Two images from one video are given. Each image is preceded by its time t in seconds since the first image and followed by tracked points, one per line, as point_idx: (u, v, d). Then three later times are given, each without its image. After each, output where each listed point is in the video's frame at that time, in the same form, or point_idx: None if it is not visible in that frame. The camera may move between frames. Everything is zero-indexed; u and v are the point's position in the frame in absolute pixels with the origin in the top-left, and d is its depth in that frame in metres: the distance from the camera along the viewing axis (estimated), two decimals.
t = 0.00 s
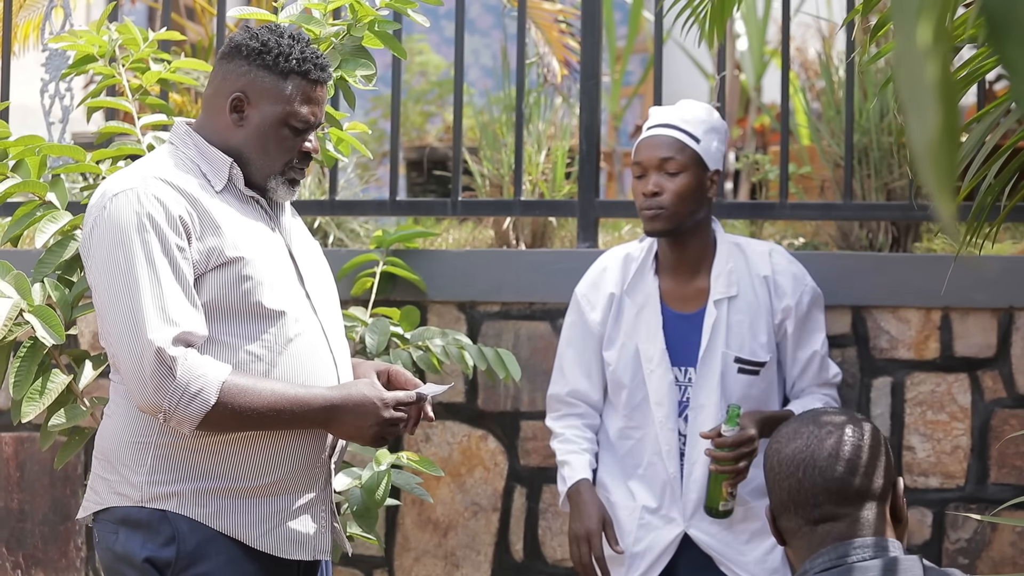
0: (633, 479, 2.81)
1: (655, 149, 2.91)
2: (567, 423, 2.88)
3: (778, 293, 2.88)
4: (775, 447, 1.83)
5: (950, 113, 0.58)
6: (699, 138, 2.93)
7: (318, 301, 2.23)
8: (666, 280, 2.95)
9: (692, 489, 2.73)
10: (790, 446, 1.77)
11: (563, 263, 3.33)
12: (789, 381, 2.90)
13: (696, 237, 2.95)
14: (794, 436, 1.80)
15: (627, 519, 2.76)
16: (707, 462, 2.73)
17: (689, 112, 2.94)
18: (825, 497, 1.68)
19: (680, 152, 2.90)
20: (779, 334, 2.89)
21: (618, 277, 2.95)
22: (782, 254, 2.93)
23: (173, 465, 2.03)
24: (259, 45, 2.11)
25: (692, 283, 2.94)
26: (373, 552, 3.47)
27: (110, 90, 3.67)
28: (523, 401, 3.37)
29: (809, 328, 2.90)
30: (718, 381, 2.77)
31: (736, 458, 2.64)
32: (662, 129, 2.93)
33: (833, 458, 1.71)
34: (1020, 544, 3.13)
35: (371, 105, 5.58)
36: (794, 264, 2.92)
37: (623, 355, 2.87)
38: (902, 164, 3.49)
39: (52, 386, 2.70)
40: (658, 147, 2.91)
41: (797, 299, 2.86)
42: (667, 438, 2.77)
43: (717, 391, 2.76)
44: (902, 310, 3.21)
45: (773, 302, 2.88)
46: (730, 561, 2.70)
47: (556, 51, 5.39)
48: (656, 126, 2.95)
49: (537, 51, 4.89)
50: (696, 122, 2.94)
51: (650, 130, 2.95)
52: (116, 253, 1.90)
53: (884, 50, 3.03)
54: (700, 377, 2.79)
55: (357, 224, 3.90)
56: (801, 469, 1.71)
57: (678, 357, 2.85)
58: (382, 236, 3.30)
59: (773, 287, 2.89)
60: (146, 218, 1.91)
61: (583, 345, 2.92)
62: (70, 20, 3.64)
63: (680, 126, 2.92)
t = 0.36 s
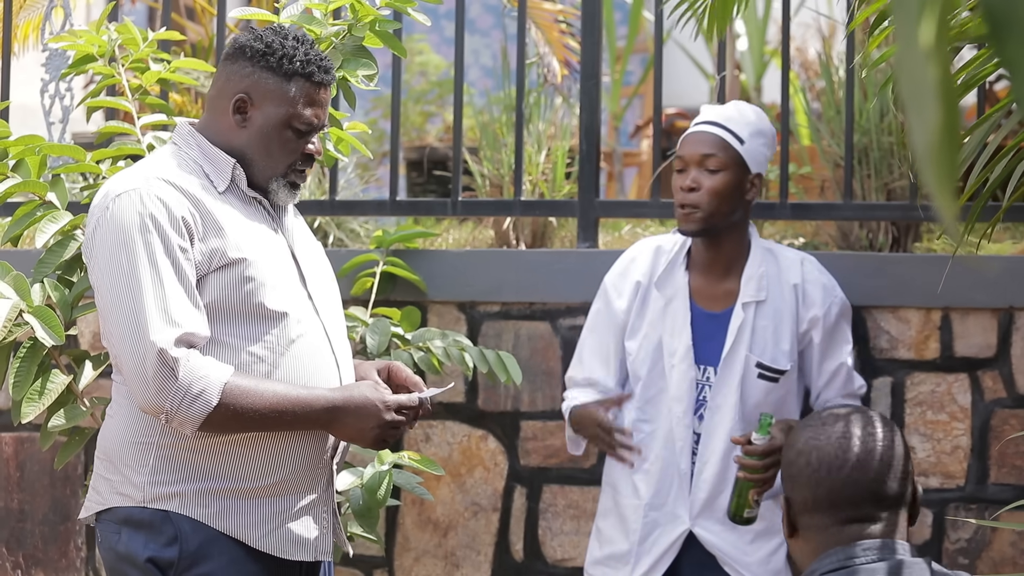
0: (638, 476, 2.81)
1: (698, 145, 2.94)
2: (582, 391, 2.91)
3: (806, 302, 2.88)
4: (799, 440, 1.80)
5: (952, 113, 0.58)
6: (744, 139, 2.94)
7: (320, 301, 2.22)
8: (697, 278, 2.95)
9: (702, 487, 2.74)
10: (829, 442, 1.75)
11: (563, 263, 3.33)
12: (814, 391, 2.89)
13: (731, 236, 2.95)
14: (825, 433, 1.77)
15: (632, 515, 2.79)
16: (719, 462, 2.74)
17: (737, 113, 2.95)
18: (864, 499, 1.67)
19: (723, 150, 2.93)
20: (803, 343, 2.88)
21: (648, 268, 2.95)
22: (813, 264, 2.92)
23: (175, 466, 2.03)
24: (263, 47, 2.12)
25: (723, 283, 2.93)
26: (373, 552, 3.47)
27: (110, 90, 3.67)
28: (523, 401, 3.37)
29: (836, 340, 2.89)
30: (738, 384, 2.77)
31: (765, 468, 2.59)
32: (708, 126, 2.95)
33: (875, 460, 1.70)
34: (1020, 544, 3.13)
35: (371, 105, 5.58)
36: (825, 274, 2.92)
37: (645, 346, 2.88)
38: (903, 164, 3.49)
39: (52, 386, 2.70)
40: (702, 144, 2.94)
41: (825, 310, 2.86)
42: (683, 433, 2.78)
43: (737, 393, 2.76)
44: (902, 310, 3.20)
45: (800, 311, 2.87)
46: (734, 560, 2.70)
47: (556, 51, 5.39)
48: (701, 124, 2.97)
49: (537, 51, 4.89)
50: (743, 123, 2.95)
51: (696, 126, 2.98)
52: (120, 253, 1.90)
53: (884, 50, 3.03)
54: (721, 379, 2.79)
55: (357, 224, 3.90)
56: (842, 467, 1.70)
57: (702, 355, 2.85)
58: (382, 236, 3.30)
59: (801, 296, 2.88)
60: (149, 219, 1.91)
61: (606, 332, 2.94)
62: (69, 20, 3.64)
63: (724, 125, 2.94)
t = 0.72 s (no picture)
0: (640, 476, 2.83)
1: (721, 146, 2.93)
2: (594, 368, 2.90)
3: (817, 309, 2.89)
4: (841, 433, 1.80)
5: (955, 116, 0.58)
6: (767, 144, 2.94)
7: (323, 301, 2.22)
8: (711, 279, 2.94)
9: (706, 489, 2.74)
10: (881, 443, 1.77)
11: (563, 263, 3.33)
12: (823, 397, 2.90)
13: (747, 238, 2.93)
14: (866, 432, 1.79)
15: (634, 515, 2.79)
16: (724, 463, 2.74)
17: (762, 117, 2.95)
18: (909, 506, 1.75)
19: (745, 153, 2.92)
20: (813, 348, 2.89)
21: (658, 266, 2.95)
22: (825, 271, 2.94)
23: (178, 466, 2.03)
24: (258, 43, 2.11)
25: (735, 287, 2.92)
26: (373, 552, 3.47)
27: (110, 90, 3.67)
28: (523, 401, 3.37)
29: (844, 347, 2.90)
30: (747, 389, 2.77)
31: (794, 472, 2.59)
32: (731, 129, 2.94)
33: (920, 469, 1.76)
34: (1020, 544, 3.13)
35: (371, 105, 5.58)
36: (835, 281, 2.93)
37: (654, 344, 2.88)
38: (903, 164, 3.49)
39: (52, 387, 2.70)
40: (724, 145, 2.92)
41: (836, 316, 2.88)
42: (689, 434, 2.78)
43: (745, 396, 2.77)
44: (902, 310, 3.20)
45: (810, 317, 2.88)
46: (736, 561, 2.70)
47: (556, 51, 5.39)
48: (724, 125, 2.96)
49: (538, 51, 4.89)
50: (767, 129, 2.95)
51: (718, 127, 2.97)
52: (123, 253, 1.90)
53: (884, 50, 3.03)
54: (730, 382, 2.80)
55: (357, 224, 3.90)
56: (899, 473, 1.74)
57: (712, 356, 2.86)
58: (382, 236, 3.30)
59: (812, 301, 2.89)
60: (152, 218, 1.91)
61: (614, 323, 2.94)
62: (69, 20, 3.64)
63: (748, 129, 2.93)
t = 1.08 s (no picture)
0: (645, 475, 2.83)
1: (727, 154, 2.89)
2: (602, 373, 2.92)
3: (815, 310, 2.89)
4: (836, 431, 1.81)
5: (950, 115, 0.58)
6: (772, 150, 2.92)
7: (325, 298, 2.22)
8: (706, 279, 2.95)
9: (706, 490, 2.73)
10: (877, 442, 1.78)
11: (563, 263, 3.33)
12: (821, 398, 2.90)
13: (749, 245, 2.93)
14: (865, 431, 1.79)
15: (635, 508, 2.80)
16: (725, 466, 2.73)
17: (766, 122, 2.93)
18: (901, 506, 1.75)
19: (752, 161, 2.89)
20: (811, 349, 2.89)
21: (657, 266, 2.97)
22: (824, 272, 2.95)
23: (184, 466, 2.03)
24: (250, 41, 2.11)
25: (734, 286, 2.93)
26: (373, 552, 3.47)
27: (110, 89, 3.67)
28: (523, 401, 3.37)
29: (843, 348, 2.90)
30: (744, 389, 2.77)
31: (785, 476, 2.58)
32: (737, 135, 2.90)
33: (917, 469, 1.76)
34: (1020, 544, 3.12)
35: (371, 105, 5.59)
36: (834, 282, 2.94)
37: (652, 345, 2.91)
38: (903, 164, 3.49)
39: (52, 386, 2.70)
40: (730, 150, 2.89)
41: (834, 318, 2.88)
42: (688, 435, 2.79)
43: (743, 398, 2.77)
44: (902, 310, 3.20)
45: (808, 318, 2.89)
46: (735, 563, 2.70)
47: (556, 51, 5.39)
48: (731, 130, 2.92)
49: (538, 51, 4.89)
50: (771, 134, 2.93)
51: (724, 132, 2.92)
52: (129, 252, 1.90)
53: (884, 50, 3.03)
54: (726, 382, 2.80)
55: (357, 224, 3.90)
56: (891, 472, 1.74)
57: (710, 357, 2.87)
58: (382, 235, 3.31)
59: (810, 303, 2.90)
60: (159, 216, 1.91)
61: (616, 327, 2.99)
62: (70, 21, 3.64)
63: (754, 136, 2.90)
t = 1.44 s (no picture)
0: (627, 478, 2.83)
1: (709, 150, 2.91)
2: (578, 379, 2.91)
3: (794, 305, 2.89)
4: (828, 432, 1.83)
5: (952, 118, 0.58)
6: (754, 150, 2.94)
7: (325, 302, 2.22)
8: (685, 279, 2.95)
9: (689, 489, 2.76)
10: (866, 443, 1.78)
11: (563, 263, 3.33)
12: (805, 391, 2.91)
13: (728, 244, 2.94)
14: (861, 433, 1.80)
15: (621, 517, 2.81)
16: (706, 463, 2.75)
17: (748, 122, 2.95)
18: (891, 507, 1.74)
19: (734, 158, 2.90)
20: (792, 344, 2.89)
21: (636, 267, 2.97)
22: (802, 266, 2.94)
23: (183, 466, 2.03)
24: (261, 48, 2.10)
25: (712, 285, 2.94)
26: (373, 552, 3.47)
27: (110, 89, 3.67)
28: (523, 401, 3.37)
29: (826, 341, 2.89)
30: (725, 386, 2.78)
31: (752, 475, 2.65)
32: (720, 131, 2.92)
33: (909, 470, 1.75)
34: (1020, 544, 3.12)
35: (371, 105, 5.59)
36: (814, 276, 2.93)
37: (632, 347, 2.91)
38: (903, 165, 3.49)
39: (52, 386, 2.70)
40: (714, 147, 2.90)
41: (814, 312, 2.87)
42: (671, 434, 2.81)
43: (723, 395, 2.78)
44: (902, 310, 3.20)
45: (788, 313, 2.88)
46: (724, 562, 2.72)
47: (556, 51, 5.38)
48: (714, 127, 2.93)
49: (537, 51, 4.89)
50: (753, 134, 2.96)
51: (707, 128, 2.94)
52: (132, 252, 1.90)
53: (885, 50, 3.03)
54: (707, 379, 2.81)
55: (357, 224, 3.90)
56: (878, 473, 1.74)
57: (690, 355, 2.87)
58: (381, 235, 3.31)
59: (789, 297, 2.90)
60: (163, 216, 1.91)
61: (595, 330, 2.98)
62: (69, 20, 3.64)
63: (737, 133, 2.92)
